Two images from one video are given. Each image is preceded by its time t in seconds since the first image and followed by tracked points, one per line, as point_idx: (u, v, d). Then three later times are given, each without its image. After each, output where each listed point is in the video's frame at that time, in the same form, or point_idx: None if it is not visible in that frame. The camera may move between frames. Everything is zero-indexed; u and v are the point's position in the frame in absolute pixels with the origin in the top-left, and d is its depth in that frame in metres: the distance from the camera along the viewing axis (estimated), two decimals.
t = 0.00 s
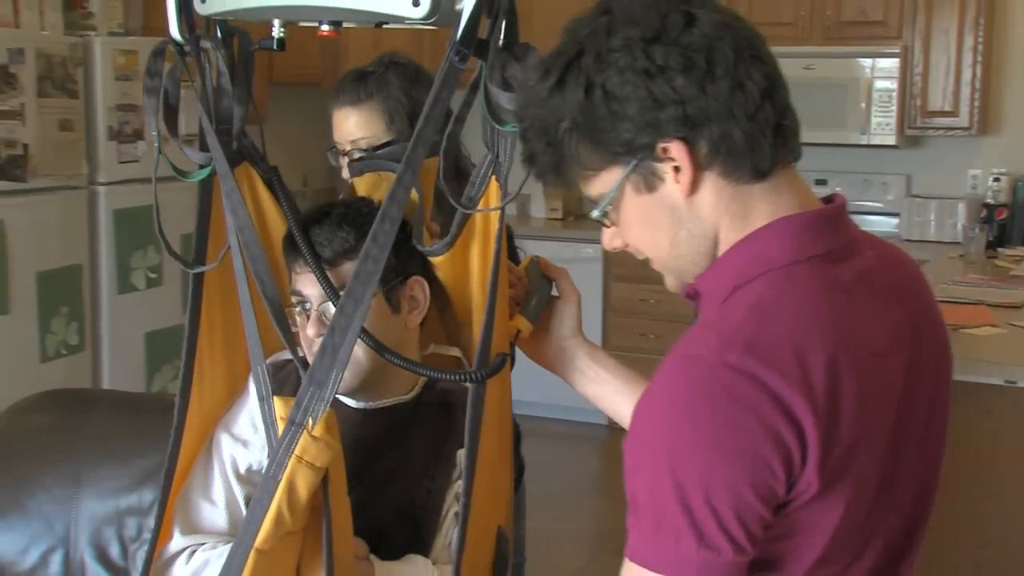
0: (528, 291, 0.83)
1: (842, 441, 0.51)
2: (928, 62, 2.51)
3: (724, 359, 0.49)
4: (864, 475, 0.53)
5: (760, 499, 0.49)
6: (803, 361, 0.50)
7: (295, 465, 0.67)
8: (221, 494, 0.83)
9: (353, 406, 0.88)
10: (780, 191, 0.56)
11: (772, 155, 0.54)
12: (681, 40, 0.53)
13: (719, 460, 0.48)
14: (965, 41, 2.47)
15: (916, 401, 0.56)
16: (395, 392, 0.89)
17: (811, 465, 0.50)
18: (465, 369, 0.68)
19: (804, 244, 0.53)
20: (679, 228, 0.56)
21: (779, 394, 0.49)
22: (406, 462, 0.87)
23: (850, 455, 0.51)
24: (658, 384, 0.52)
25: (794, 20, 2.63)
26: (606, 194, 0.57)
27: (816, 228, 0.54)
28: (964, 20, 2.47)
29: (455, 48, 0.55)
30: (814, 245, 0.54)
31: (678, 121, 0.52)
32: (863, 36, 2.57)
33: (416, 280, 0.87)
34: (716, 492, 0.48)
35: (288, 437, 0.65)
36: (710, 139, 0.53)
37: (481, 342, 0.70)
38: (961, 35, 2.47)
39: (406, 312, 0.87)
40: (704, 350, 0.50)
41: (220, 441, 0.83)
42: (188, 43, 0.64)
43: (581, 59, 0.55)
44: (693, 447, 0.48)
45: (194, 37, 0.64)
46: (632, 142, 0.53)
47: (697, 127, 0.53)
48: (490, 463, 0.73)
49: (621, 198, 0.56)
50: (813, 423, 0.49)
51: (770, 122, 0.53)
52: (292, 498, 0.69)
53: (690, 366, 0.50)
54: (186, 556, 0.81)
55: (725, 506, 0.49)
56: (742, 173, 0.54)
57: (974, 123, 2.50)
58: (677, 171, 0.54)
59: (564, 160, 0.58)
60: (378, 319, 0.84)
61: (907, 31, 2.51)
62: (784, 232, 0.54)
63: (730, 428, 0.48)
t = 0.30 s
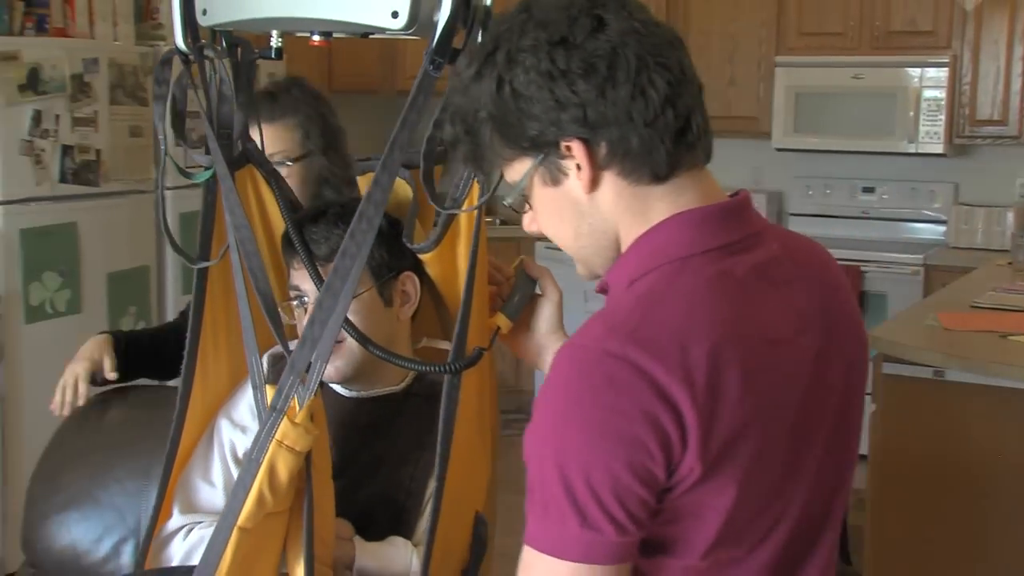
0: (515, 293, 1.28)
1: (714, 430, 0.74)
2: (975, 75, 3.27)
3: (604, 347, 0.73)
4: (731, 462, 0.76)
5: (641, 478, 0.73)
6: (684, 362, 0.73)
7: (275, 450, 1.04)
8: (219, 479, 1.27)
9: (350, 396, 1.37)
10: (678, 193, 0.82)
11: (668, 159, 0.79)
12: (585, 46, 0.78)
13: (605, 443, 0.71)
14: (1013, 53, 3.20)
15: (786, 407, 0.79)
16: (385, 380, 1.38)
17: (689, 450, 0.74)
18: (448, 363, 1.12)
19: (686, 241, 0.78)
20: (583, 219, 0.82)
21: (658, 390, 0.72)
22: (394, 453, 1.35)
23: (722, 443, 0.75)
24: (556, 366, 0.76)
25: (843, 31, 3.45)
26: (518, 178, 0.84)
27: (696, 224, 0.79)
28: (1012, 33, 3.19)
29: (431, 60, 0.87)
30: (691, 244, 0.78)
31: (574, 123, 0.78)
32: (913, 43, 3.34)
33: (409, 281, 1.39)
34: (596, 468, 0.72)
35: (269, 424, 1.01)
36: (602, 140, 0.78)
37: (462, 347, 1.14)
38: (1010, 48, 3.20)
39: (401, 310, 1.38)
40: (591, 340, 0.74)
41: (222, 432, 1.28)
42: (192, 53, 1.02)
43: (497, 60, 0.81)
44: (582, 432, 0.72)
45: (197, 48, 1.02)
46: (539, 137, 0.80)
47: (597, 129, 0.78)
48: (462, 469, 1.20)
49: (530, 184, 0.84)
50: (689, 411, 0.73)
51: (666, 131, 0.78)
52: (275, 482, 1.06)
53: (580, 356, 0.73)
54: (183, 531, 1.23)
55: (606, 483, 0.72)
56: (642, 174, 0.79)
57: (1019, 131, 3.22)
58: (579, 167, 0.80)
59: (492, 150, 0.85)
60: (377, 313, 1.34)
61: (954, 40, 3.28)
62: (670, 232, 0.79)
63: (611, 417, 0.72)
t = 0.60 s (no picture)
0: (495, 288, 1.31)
1: (710, 425, 0.81)
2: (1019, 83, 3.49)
3: (606, 340, 0.80)
4: (723, 457, 0.83)
5: (636, 468, 0.80)
6: (685, 360, 0.80)
7: (262, 433, 1.12)
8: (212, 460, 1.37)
9: (338, 384, 1.41)
10: (686, 197, 0.89)
11: (676, 167, 0.86)
12: (615, 56, 0.84)
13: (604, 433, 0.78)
14: None
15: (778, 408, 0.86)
16: (370, 372, 1.42)
17: (685, 443, 0.81)
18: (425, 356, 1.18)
19: (686, 241, 0.86)
20: (590, 209, 0.91)
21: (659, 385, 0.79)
22: (376, 442, 1.39)
23: (716, 438, 0.82)
24: (558, 352, 0.83)
25: (887, 39, 3.70)
26: (534, 157, 0.91)
27: (696, 224, 0.87)
28: None
29: (411, 71, 0.99)
30: (690, 244, 0.86)
31: (590, 123, 0.85)
32: (956, 50, 3.58)
33: (399, 277, 1.43)
34: (593, 456, 0.78)
35: (254, 409, 1.11)
36: (615, 142, 0.86)
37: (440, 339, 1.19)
38: None
39: (390, 304, 1.42)
40: (594, 332, 0.80)
41: (215, 415, 1.39)
42: (193, 55, 1.15)
43: (527, 46, 0.87)
44: (583, 421, 0.78)
45: (198, 50, 1.15)
46: (555, 128, 0.87)
47: (612, 131, 0.85)
48: (437, 456, 1.23)
49: (543, 169, 0.91)
50: (687, 407, 0.80)
51: (678, 143, 0.85)
52: (257, 465, 1.13)
53: (583, 347, 0.80)
54: (174, 508, 1.33)
55: (601, 470, 0.79)
56: (651, 176, 0.87)
57: None
58: (588, 160, 0.88)
59: (512, 130, 0.92)
60: (368, 307, 1.39)
61: (997, 47, 3.49)
62: (670, 232, 0.87)
63: (612, 408, 0.78)
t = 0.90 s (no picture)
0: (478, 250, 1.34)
1: (749, 433, 0.88)
2: None
3: (658, 341, 0.86)
4: (756, 465, 0.90)
5: (669, 466, 0.87)
6: (731, 370, 0.86)
7: (271, 424, 1.17)
8: (219, 452, 1.44)
9: (341, 379, 1.47)
10: (736, 206, 0.97)
11: (726, 183, 0.93)
12: (684, 67, 0.90)
13: (644, 428, 0.85)
14: None
15: (815, 424, 0.92)
16: (373, 368, 1.48)
17: (721, 446, 0.87)
18: (428, 332, 1.21)
19: (734, 253, 0.93)
20: (639, 201, 1.00)
21: (702, 390, 0.85)
22: (378, 434, 1.45)
23: (752, 446, 0.88)
24: (610, 343, 0.89)
25: (932, 50, 3.72)
26: (597, 139, 0.99)
27: (742, 238, 0.94)
28: None
29: (414, 83, 1.04)
30: (738, 257, 0.93)
31: (649, 125, 0.92)
32: (999, 61, 3.61)
33: (400, 277, 1.48)
34: (630, 447, 0.85)
35: (263, 403, 1.15)
36: (670, 148, 0.93)
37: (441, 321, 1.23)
38: None
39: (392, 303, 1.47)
40: (646, 331, 0.87)
41: (222, 409, 1.44)
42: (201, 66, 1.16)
43: (602, 38, 0.93)
44: (627, 414, 0.85)
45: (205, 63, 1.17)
46: (617, 120, 0.94)
47: (666, 137, 0.92)
48: (435, 444, 1.26)
49: (601, 157, 1.00)
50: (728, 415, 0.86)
51: (728, 161, 0.91)
52: (267, 452, 1.19)
53: (634, 343, 0.86)
54: (184, 496, 1.40)
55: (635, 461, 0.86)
56: (700, 185, 0.94)
57: None
58: (642, 156, 0.95)
59: (578, 110, 0.99)
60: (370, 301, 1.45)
61: None
62: (716, 242, 0.94)
63: (656, 406, 0.84)
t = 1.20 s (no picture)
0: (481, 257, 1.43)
1: (769, 439, 0.95)
2: None
3: (686, 346, 0.94)
4: (777, 470, 0.97)
5: (691, 464, 0.94)
6: (754, 378, 0.93)
7: (293, 418, 1.24)
8: (229, 447, 1.53)
9: (342, 375, 1.59)
10: (773, 215, 1.05)
11: (765, 192, 1.01)
12: (728, 79, 0.97)
13: (668, 426, 0.93)
14: None
15: (838, 433, 0.98)
16: (371, 365, 1.61)
17: (742, 449, 0.95)
18: (435, 335, 1.29)
19: (766, 266, 1.00)
20: (679, 207, 1.08)
21: (725, 394, 0.93)
22: (379, 427, 1.57)
23: (773, 451, 0.95)
24: (646, 344, 0.97)
25: (969, 61, 3.76)
26: (638, 146, 1.07)
27: (774, 254, 1.01)
28: None
29: (421, 93, 1.16)
30: (770, 269, 1.00)
31: (692, 134, 0.99)
32: None
33: (394, 279, 1.61)
34: (653, 443, 0.94)
35: (282, 397, 1.22)
36: (711, 156, 1.00)
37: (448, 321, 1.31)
38: None
39: (387, 303, 1.60)
40: (677, 336, 0.95)
41: (234, 407, 1.54)
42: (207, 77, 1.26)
43: (650, 48, 1.01)
44: (653, 412, 0.93)
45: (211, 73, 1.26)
46: (660, 128, 1.02)
47: (708, 146, 0.99)
48: (444, 437, 1.34)
49: (640, 166, 1.09)
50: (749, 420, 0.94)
51: (767, 171, 0.99)
52: (286, 447, 1.26)
53: (665, 347, 0.94)
54: (200, 489, 1.49)
55: (657, 455, 0.94)
56: (739, 195, 1.02)
57: None
58: (683, 165, 1.03)
59: (621, 116, 1.07)
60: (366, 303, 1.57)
61: None
62: (750, 256, 1.01)
63: (681, 407, 0.92)
